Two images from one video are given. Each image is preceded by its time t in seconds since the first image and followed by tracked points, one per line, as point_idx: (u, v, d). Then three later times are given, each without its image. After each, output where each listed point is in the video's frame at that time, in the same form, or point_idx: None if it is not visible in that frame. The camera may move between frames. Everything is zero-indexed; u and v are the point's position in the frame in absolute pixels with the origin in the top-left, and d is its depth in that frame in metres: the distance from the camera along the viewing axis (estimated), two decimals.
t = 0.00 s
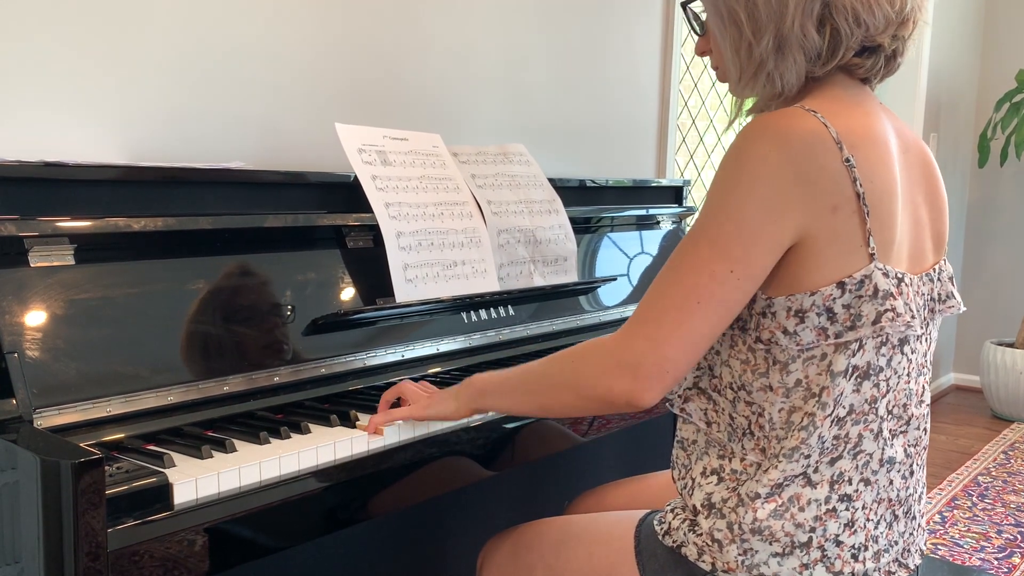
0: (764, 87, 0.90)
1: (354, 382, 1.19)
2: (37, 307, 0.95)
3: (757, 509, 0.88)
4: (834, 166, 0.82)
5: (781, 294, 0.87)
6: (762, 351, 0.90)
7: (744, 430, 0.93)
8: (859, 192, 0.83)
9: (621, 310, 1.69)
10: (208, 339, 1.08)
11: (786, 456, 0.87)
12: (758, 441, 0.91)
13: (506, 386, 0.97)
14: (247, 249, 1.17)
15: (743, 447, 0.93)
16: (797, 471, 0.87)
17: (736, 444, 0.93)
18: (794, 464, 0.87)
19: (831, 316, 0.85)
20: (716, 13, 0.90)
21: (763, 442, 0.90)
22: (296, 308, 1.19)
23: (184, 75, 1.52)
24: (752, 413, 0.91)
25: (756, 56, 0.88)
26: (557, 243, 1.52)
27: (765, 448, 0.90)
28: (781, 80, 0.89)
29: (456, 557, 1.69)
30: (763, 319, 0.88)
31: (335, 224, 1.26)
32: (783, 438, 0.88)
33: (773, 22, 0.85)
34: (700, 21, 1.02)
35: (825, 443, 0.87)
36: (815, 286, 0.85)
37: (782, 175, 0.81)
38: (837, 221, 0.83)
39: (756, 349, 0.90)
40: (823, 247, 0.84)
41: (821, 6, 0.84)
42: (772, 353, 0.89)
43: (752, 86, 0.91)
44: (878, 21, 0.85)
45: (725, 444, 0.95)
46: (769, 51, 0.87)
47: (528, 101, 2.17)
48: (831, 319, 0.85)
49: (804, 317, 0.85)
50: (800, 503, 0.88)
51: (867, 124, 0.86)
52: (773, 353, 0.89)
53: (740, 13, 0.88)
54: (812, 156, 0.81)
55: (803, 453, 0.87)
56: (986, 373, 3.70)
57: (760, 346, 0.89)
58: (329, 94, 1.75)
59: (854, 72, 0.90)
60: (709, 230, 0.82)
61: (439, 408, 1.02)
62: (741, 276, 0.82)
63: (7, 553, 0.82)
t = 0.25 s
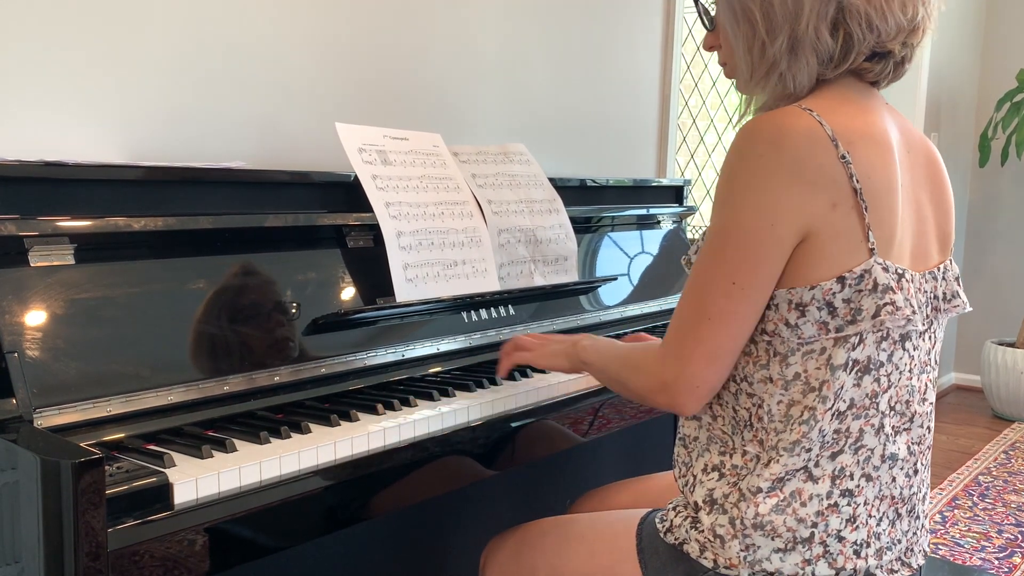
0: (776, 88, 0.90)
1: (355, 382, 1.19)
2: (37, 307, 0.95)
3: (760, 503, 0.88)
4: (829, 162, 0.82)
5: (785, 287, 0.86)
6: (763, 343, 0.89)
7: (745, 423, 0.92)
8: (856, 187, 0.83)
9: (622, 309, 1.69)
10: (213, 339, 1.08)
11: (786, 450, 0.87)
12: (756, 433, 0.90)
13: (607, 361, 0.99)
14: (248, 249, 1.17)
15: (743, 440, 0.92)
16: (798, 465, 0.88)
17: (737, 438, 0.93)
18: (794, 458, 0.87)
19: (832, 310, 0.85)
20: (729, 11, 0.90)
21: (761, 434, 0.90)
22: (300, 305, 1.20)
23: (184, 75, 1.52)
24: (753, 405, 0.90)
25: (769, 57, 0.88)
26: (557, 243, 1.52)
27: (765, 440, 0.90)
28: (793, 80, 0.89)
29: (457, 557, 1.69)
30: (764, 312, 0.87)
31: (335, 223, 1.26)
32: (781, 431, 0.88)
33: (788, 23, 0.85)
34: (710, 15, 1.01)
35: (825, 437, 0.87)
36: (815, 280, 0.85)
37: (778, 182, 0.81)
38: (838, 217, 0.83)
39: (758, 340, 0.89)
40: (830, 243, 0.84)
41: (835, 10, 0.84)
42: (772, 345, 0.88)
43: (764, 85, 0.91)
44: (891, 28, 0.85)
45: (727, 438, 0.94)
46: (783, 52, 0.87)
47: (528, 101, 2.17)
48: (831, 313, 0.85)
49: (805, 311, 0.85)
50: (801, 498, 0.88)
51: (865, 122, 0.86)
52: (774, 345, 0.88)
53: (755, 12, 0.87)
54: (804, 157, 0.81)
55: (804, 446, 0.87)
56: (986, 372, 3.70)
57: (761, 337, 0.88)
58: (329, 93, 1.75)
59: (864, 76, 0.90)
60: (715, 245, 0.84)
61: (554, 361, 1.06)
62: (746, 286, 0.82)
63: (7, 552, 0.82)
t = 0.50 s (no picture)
0: (789, 85, 0.90)
1: (355, 381, 1.19)
2: (37, 306, 0.95)
3: (760, 498, 0.88)
4: (827, 158, 0.82)
5: (785, 281, 0.85)
6: (762, 337, 0.89)
7: (745, 416, 0.92)
8: (854, 183, 0.83)
9: (622, 309, 1.69)
10: (215, 339, 1.08)
11: (785, 444, 0.87)
12: (754, 425, 0.91)
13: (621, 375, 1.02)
14: (249, 249, 1.17)
15: (742, 433, 0.92)
16: (797, 459, 0.87)
17: (737, 432, 0.93)
18: (793, 451, 0.87)
19: (831, 305, 0.84)
20: (744, 8, 0.89)
21: (758, 426, 0.90)
22: (301, 304, 1.20)
23: (185, 74, 1.52)
24: (752, 398, 0.90)
25: (784, 54, 0.88)
26: (558, 243, 1.52)
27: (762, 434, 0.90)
28: (807, 79, 0.88)
29: (458, 557, 1.69)
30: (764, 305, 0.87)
31: (336, 223, 1.26)
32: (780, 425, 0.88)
33: (806, 21, 0.85)
34: (716, 10, 1.01)
35: (824, 431, 0.87)
36: (813, 275, 0.84)
37: (776, 179, 0.81)
38: (837, 212, 0.83)
39: (756, 334, 0.89)
40: (830, 238, 0.83)
41: (850, 10, 0.84)
42: (771, 338, 0.88)
43: (777, 81, 0.91)
44: (905, 30, 0.85)
45: (728, 432, 0.94)
46: (798, 50, 0.87)
47: (529, 101, 2.17)
48: (831, 307, 0.85)
49: (804, 305, 0.85)
50: (801, 493, 0.88)
51: (865, 118, 0.86)
52: (772, 338, 0.88)
53: (772, 9, 0.86)
54: (801, 154, 0.81)
55: (803, 440, 0.87)
56: (987, 372, 3.70)
57: (762, 330, 0.89)
58: (330, 92, 1.75)
59: (875, 77, 0.90)
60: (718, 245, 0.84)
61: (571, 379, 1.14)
62: (748, 284, 0.83)
63: (7, 552, 0.82)
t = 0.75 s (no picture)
0: (785, 82, 0.90)
1: (355, 381, 1.19)
2: (37, 305, 0.95)
3: (760, 498, 0.88)
4: (824, 157, 0.82)
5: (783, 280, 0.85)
6: (761, 337, 0.89)
7: (744, 415, 0.92)
8: (852, 182, 0.82)
9: (623, 308, 1.68)
10: (214, 338, 1.08)
11: (784, 443, 0.87)
12: (753, 426, 0.91)
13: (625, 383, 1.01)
14: (249, 248, 1.17)
15: (741, 433, 0.92)
16: (796, 459, 0.87)
17: (736, 431, 0.93)
18: (793, 451, 0.87)
19: (830, 304, 0.84)
20: (739, 5, 0.89)
21: (756, 426, 0.90)
22: (301, 302, 1.20)
23: (185, 73, 1.52)
24: (751, 398, 0.90)
25: (780, 51, 0.88)
26: (558, 242, 1.52)
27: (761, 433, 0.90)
28: (804, 76, 0.88)
29: (458, 556, 1.69)
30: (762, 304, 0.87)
31: (336, 222, 1.26)
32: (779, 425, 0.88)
33: (802, 18, 0.84)
34: (711, 9, 1.01)
35: (824, 431, 0.87)
36: (812, 274, 0.84)
37: (774, 179, 0.81)
38: (835, 211, 0.83)
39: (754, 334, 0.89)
40: (828, 237, 0.83)
41: (846, 6, 0.84)
42: (769, 338, 0.88)
43: (773, 79, 0.91)
44: (900, 25, 0.85)
45: (727, 432, 0.94)
46: (794, 47, 0.86)
47: (529, 100, 2.17)
48: (829, 307, 0.84)
49: (803, 304, 0.85)
50: (801, 493, 0.88)
51: (863, 117, 0.86)
52: (771, 338, 0.88)
53: (767, 7, 0.86)
54: (799, 153, 0.81)
55: (802, 440, 0.87)
56: (988, 371, 3.69)
57: (760, 330, 0.88)
58: (330, 91, 1.75)
59: (870, 73, 0.90)
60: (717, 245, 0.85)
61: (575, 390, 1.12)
62: (748, 283, 0.83)
63: (8, 552, 0.82)
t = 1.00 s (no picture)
0: (783, 80, 0.89)
1: (355, 380, 1.19)
2: (37, 304, 0.95)
3: (759, 500, 0.88)
4: (829, 158, 0.82)
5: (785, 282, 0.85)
6: (760, 340, 0.89)
7: (744, 418, 0.92)
8: (854, 183, 0.83)
9: (624, 307, 1.68)
10: (211, 338, 1.07)
11: (784, 446, 0.87)
12: (755, 429, 0.90)
13: (602, 365, 1.00)
14: (248, 247, 1.17)
15: (742, 436, 0.92)
16: (797, 461, 0.87)
17: (736, 434, 0.93)
18: (793, 454, 0.87)
19: (830, 306, 0.84)
20: (732, 5, 0.88)
21: (759, 430, 0.90)
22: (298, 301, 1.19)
23: (185, 72, 1.52)
24: (751, 401, 0.90)
25: (776, 49, 0.87)
26: (558, 241, 1.52)
27: (763, 436, 0.90)
28: (801, 73, 0.88)
29: (458, 556, 1.69)
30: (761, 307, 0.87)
31: (336, 221, 1.26)
32: (780, 427, 0.88)
33: (797, 14, 0.84)
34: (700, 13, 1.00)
35: (824, 433, 0.87)
36: (813, 276, 0.84)
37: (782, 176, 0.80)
38: (837, 213, 0.83)
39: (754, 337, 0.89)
40: (829, 240, 0.83)
41: (842, 2, 0.84)
42: (769, 342, 0.88)
43: (770, 78, 0.90)
44: (895, 19, 0.85)
45: (726, 434, 0.94)
46: (791, 44, 0.86)
47: (530, 99, 2.17)
48: (830, 309, 0.84)
49: (803, 307, 0.84)
50: (801, 494, 0.88)
51: (863, 118, 0.86)
52: (771, 341, 0.88)
53: (761, 4, 0.86)
54: (807, 151, 0.81)
55: (802, 442, 0.86)
56: (989, 371, 3.69)
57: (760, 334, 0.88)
58: (330, 91, 1.74)
59: (866, 70, 0.90)
60: (718, 245, 0.82)
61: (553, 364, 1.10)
62: (755, 281, 0.81)
63: (8, 551, 0.82)
